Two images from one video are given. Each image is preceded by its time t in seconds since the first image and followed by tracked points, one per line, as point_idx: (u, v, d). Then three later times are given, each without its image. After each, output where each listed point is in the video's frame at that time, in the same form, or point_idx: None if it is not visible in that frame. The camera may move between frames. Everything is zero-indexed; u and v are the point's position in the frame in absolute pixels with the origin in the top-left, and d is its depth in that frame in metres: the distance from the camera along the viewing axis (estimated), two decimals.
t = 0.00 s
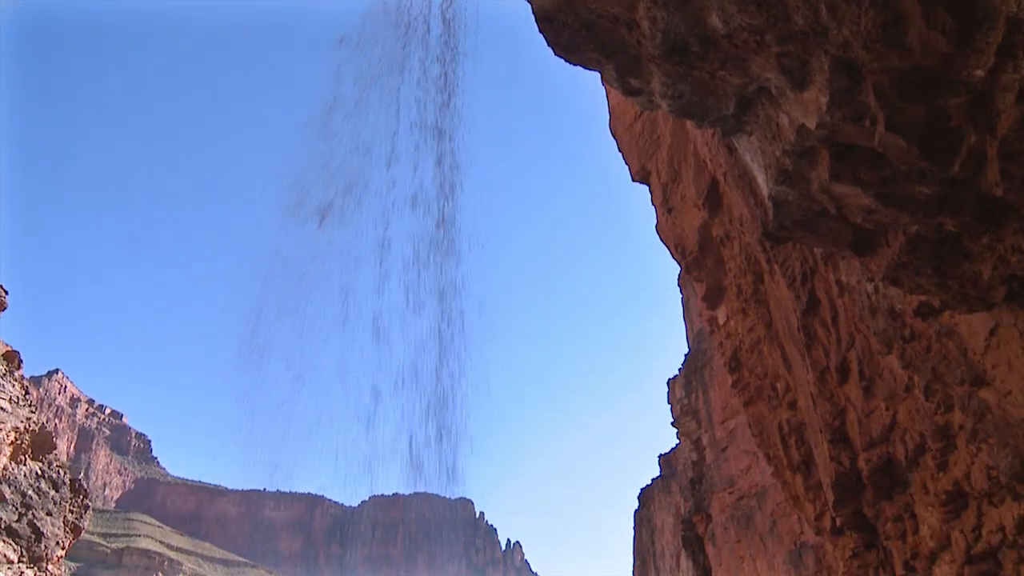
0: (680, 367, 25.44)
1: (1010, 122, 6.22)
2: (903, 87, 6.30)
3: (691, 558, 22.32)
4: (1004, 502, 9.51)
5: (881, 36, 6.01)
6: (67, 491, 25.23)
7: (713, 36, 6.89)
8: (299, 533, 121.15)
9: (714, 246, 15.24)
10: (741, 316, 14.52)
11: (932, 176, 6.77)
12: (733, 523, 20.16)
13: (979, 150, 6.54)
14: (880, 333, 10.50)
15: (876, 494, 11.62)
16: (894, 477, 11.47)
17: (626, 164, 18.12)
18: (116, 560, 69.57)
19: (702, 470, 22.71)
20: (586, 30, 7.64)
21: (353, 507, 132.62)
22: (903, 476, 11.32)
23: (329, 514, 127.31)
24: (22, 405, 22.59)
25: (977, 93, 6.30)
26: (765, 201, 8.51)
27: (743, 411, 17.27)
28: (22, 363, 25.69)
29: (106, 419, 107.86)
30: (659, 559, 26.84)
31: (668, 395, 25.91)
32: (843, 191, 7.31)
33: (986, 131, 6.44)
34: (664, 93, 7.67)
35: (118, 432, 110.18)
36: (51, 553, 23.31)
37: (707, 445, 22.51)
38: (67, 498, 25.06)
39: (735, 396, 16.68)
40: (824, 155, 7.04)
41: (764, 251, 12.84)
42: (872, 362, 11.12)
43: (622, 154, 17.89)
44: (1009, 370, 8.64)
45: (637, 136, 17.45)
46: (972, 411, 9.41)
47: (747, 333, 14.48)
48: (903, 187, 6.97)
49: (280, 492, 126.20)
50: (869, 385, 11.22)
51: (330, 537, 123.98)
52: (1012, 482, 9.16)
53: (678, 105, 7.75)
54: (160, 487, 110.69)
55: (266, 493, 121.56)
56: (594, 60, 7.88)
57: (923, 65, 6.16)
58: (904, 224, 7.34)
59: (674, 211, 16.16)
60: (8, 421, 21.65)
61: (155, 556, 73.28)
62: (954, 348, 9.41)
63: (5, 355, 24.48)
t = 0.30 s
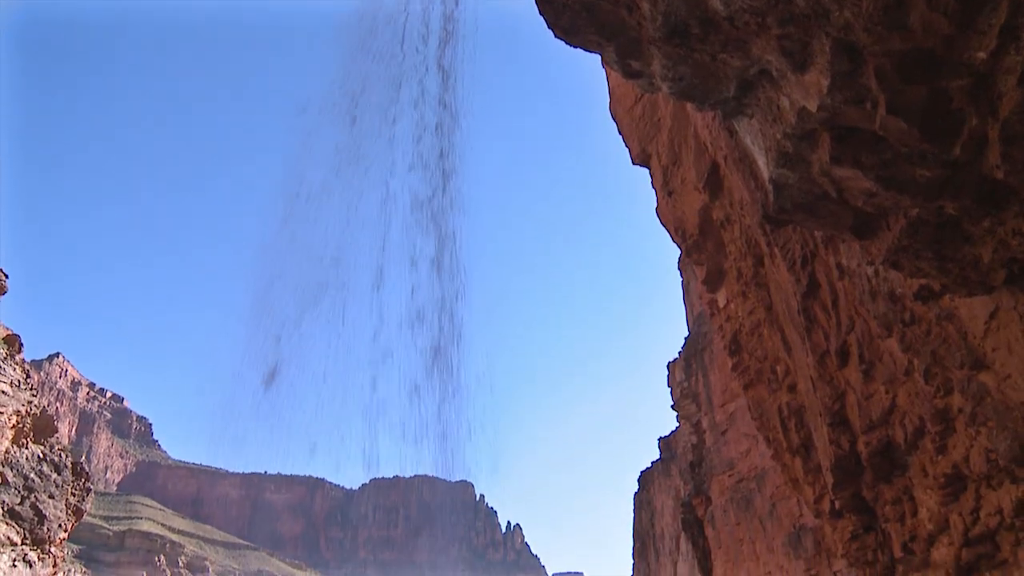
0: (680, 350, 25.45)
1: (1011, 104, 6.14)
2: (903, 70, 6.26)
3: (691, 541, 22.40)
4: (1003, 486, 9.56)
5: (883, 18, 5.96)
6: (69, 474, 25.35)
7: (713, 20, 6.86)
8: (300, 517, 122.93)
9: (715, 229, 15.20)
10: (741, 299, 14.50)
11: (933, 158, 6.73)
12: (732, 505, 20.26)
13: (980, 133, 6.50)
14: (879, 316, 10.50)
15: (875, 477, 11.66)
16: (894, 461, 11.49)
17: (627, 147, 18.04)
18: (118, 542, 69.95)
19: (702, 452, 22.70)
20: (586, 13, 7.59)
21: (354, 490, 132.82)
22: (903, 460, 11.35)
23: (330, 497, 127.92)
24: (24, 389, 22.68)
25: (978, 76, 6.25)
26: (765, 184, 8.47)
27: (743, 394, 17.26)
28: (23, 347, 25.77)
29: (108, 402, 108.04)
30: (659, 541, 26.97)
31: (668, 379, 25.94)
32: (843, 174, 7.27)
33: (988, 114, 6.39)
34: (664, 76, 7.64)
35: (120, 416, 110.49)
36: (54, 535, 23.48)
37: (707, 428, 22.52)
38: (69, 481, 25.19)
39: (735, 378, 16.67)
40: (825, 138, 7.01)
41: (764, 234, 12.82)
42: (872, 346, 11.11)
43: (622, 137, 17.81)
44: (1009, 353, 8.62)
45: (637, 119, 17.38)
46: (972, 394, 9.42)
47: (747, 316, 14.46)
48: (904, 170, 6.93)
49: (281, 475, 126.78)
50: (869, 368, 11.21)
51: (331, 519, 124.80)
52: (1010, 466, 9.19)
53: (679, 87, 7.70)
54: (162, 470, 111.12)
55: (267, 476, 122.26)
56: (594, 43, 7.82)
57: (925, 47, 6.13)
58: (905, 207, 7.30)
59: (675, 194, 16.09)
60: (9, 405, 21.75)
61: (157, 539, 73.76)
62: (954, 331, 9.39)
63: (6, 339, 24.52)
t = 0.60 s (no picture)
0: (679, 334, 25.46)
1: (1015, 87, 6.10)
2: (905, 52, 6.22)
3: (691, 524, 22.48)
4: (1001, 470, 9.63)
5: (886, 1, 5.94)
6: (71, 457, 25.36)
7: (714, 3, 6.81)
8: (301, 498, 122.12)
9: (715, 213, 15.17)
10: (741, 282, 14.45)
11: (934, 142, 6.68)
12: (731, 488, 20.36)
13: (983, 116, 6.47)
14: (879, 300, 10.50)
15: (874, 460, 11.70)
16: (892, 445, 11.51)
17: (626, 130, 17.96)
18: (120, 525, 70.03)
19: (702, 436, 22.65)
20: None
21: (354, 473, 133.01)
22: (902, 443, 11.36)
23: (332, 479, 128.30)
24: (25, 373, 22.69)
25: (980, 58, 6.22)
26: (766, 166, 8.43)
27: (743, 377, 17.26)
28: (23, 331, 25.74)
29: (109, 386, 108.03)
30: (659, 524, 27.10)
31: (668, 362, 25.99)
32: (845, 158, 7.23)
33: (990, 98, 6.36)
34: (664, 59, 7.60)
35: (121, 399, 110.56)
36: (57, 518, 23.55)
37: (707, 412, 22.54)
38: (70, 465, 25.18)
39: (734, 362, 16.69)
40: (827, 122, 6.97)
41: (764, 217, 12.80)
42: (872, 330, 11.09)
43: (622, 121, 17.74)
44: (1008, 338, 8.59)
45: (637, 102, 17.31)
46: (971, 378, 9.44)
47: (747, 299, 14.42)
48: (906, 153, 6.89)
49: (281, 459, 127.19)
50: (869, 352, 11.22)
51: (333, 502, 125.60)
52: (1009, 450, 9.22)
53: (680, 70, 7.65)
54: (163, 453, 111.30)
55: (268, 460, 122.65)
56: (594, 26, 7.73)
57: (928, 31, 6.12)
58: (906, 190, 7.25)
59: (675, 177, 16.03)
60: (10, 388, 21.74)
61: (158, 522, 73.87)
62: (954, 315, 9.37)
63: (7, 322, 24.48)
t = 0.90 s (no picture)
0: (679, 316, 25.44)
1: (1017, 68, 6.06)
2: (908, 32, 6.17)
3: (691, 505, 22.54)
4: (1000, 451, 9.69)
5: None
6: (72, 439, 25.41)
7: None
8: (302, 480, 123.55)
9: (715, 194, 15.12)
10: (741, 264, 14.43)
11: (936, 122, 6.63)
12: (731, 470, 20.42)
13: (985, 96, 6.41)
14: (880, 282, 10.47)
15: (873, 442, 11.74)
16: (892, 426, 11.54)
17: (627, 112, 17.87)
18: (122, 506, 70.08)
19: (702, 418, 22.66)
20: None
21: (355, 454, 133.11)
22: (901, 425, 11.40)
23: (333, 460, 128.32)
24: (26, 355, 22.70)
25: (983, 39, 6.17)
26: (767, 148, 8.39)
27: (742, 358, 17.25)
28: (24, 313, 25.70)
29: (110, 368, 108.04)
30: (659, 506, 27.22)
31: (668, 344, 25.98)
32: (846, 139, 7.19)
33: (992, 79, 6.31)
34: (665, 40, 7.52)
35: (121, 381, 110.67)
36: (59, 499, 23.61)
37: (706, 393, 22.55)
38: (72, 447, 25.24)
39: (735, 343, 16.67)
40: (828, 103, 6.91)
41: (764, 200, 12.76)
42: (872, 311, 11.09)
43: (622, 102, 17.64)
44: (1009, 319, 8.59)
45: (637, 83, 17.21)
46: (971, 359, 9.44)
47: (747, 282, 14.40)
48: (906, 135, 6.85)
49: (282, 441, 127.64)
50: (869, 334, 11.20)
51: (334, 483, 124.87)
52: (1007, 432, 9.26)
53: (680, 51, 7.58)
54: (164, 435, 111.67)
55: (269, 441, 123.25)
56: (595, 6, 7.63)
57: (931, 10, 6.05)
58: (907, 171, 7.22)
59: (676, 158, 15.97)
60: (11, 370, 21.72)
61: (160, 503, 73.96)
62: (954, 297, 9.35)
63: (7, 304, 24.45)
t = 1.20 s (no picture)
0: (680, 298, 25.41)
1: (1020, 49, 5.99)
2: (910, 14, 6.10)
3: (690, 487, 22.60)
4: (998, 434, 9.71)
5: None
6: (74, 421, 25.43)
7: None
8: (303, 462, 123.98)
9: (716, 176, 15.05)
10: (741, 247, 14.38)
11: (937, 104, 6.57)
12: (731, 452, 20.47)
13: (987, 78, 6.35)
14: (880, 264, 10.43)
15: (872, 424, 11.76)
16: (891, 408, 11.55)
17: (627, 93, 17.75)
18: (124, 488, 70.01)
19: (702, 400, 22.67)
20: None
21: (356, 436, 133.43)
22: (901, 407, 11.40)
23: (333, 442, 129.04)
24: (27, 337, 22.70)
25: (988, 20, 6.10)
26: (768, 129, 8.32)
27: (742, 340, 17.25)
28: (24, 296, 25.65)
29: (111, 351, 107.96)
30: (659, 487, 27.31)
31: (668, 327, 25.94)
32: (847, 121, 7.13)
33: (995, 60, 6.25)
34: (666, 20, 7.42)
35: (122, 364, 110.65)
36: (62, 481, 23.65)
37: (706, 375, 22.57)
38: (73, 429, 25.26)
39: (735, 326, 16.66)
40: (830, 84, 6.84)
41: (764, 181, 12.69)
42: (872, 294, 11.05)
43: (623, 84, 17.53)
44: (1009, 303, 8.59)
45: (638, 65, 17.10)
46: (971, 342, 9.41)
47: (747, 264, 14.36)
48: (909, 117, 6.78)
49: (283, 423, 128.11)
50: (869, 316, 11.18)
51: (335, 466, 125.75)
52: (1007, 414, 9.26)
53: (681, 32, 7.50)
54: (165, 418, 111.98)
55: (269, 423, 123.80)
56: None
57: None
58: (908, 153, 7.16)
59: (676, 140, 15.88)
60: (11, 353, 21.77)
61: (162, 484, 73.82)
62: (954, 280, 9.32)
63: (7, 287, 24.42)
